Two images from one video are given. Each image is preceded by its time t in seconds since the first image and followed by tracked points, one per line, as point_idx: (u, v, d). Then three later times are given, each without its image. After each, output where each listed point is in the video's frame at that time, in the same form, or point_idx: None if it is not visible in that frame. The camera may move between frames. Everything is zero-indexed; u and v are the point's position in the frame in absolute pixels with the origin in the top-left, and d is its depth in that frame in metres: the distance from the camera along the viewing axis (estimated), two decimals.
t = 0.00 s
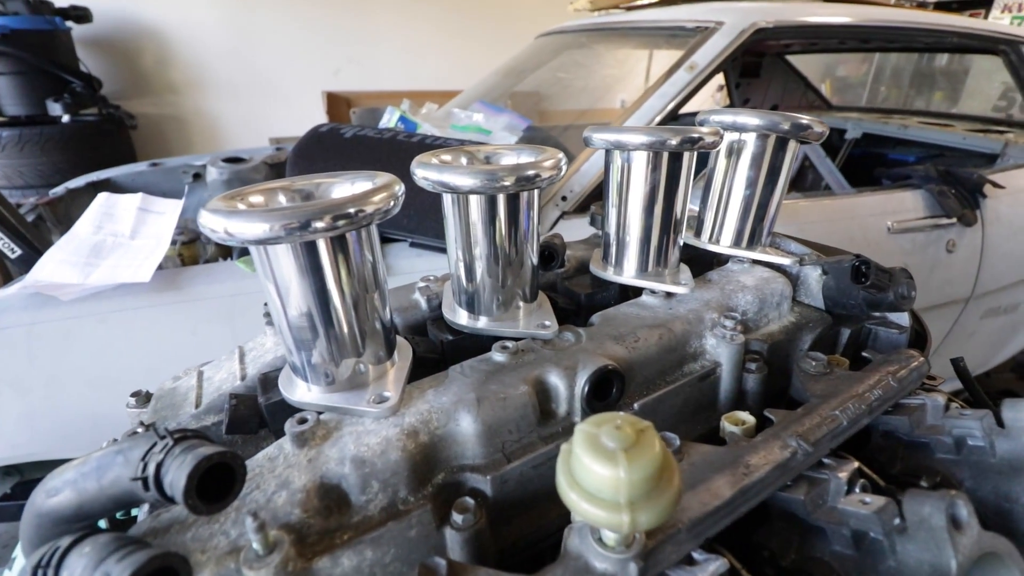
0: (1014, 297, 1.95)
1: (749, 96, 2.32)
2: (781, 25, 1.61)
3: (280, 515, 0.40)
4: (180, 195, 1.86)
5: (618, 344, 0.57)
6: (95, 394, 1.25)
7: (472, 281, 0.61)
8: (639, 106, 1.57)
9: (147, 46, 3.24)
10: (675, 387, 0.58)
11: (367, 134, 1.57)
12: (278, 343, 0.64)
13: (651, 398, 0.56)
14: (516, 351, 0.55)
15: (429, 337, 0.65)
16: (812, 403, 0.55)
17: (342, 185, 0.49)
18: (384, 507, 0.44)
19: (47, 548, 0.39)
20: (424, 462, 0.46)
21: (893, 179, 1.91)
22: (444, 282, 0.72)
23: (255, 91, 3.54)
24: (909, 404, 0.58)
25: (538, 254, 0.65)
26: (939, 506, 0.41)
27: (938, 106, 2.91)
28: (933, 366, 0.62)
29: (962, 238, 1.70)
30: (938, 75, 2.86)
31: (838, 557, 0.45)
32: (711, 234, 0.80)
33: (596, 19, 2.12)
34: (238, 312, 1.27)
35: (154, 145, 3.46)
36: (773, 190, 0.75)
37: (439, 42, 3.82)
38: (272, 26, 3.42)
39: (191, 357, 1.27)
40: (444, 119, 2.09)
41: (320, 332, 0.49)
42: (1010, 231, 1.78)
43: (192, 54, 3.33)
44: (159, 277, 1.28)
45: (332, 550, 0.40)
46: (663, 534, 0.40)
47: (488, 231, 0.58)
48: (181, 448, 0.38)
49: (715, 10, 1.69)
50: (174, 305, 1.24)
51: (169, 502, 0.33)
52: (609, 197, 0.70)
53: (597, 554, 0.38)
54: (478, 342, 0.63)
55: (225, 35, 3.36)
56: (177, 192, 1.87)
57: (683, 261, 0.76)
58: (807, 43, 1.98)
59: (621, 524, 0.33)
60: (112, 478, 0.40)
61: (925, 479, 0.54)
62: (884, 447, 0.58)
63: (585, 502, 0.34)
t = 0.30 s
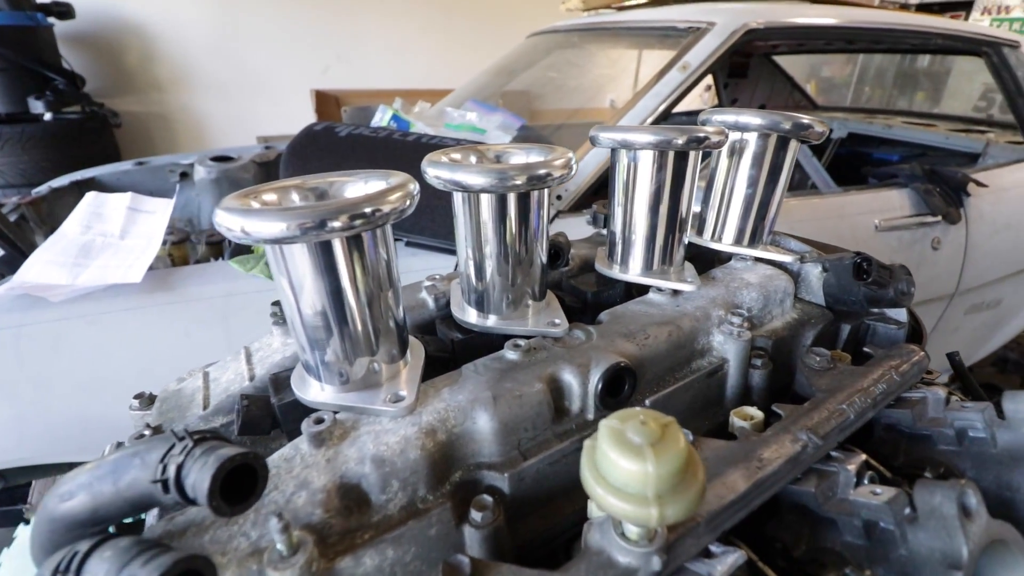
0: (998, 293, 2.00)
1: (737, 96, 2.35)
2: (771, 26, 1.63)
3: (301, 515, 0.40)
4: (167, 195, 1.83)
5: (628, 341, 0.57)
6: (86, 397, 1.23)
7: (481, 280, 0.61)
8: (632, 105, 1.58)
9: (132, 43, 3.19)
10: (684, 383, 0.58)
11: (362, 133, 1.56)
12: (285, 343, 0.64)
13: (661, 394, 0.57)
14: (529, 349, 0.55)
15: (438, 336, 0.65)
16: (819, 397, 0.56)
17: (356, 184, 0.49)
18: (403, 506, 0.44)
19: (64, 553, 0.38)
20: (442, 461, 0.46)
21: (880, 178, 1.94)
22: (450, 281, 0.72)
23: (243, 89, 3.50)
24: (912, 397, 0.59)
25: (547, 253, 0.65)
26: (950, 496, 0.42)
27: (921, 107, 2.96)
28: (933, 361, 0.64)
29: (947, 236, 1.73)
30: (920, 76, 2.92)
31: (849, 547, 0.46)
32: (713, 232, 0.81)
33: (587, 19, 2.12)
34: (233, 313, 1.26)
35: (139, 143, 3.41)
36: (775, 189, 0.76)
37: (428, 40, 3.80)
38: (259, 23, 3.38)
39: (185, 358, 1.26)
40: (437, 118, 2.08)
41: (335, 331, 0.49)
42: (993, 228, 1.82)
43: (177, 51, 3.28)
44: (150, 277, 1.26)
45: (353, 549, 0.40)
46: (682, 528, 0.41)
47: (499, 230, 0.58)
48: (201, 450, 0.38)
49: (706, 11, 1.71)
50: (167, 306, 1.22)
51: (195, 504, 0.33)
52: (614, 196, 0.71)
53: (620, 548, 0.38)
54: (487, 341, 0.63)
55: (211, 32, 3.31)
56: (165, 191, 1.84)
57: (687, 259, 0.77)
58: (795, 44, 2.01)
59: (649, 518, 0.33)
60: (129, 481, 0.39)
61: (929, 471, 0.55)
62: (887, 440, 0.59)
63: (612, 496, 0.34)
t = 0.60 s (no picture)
0: (937, 280, 2.11)
1: (693, 96, 2.48)
2: (729, 29, 1.70)
3: (328, 518, 0.40)
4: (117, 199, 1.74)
5: (629, 334, 0.59)
6: (45, 412, 1.17)
7: (483, 277, 0.62)
8: (600, 105, 1.61)
9: (71, 39, 3.01)
10: (683, 371, 0.61)
11: (333, 133, 1.53)
12: (283, 348, 0.62)
13: (662, 383, 0.59)
14: (535, 344, 0.56)
15: (439, 334, 0.65)
16: (807, 380, 0.59)
17: (362, 184, 0.49)
18: (426, 504, 0.44)
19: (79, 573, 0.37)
20: (461, 457, 0.46)
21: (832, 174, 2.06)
22: (446, 280, 0.72)
23: (194, 89, 3.35)
24: (889, 377, 0.64)
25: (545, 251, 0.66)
26: (939, 464, 0.46)
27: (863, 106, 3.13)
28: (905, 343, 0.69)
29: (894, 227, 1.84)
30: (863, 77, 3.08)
31: (845, 518, 0.49)
32: (696, 227, 0.85)
33: (552, 19, 2.15)
34: (200, 321, 1.21)
35: (82, 145, 3.22)
36: (753, 185, 0.79)
37: (388, 39, 3.75)
38: (210, 20, 3.25)
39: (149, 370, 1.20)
40: (404, 117, 2.06)
41: (346, 332, 0.48)
42: (936, 219, 1.94)
43: (120, 48, 3.11)
44: (110, 286, 1.18)
45: (382, 549, 0.40)
46: (699, 508, 0.43)
47: (500, 228, 0.59)
48: (226, 457, 0.37)
49: (668, 14, 1.76)
50: (128, 315, 1.16)
51: (231, 513, 0.32)
52: (605, 193, 0.72)
53: (645, 530, 0.40)
54: (490, 339, 0.64)
55: (158, 29, 3.16)
56: (115, 195, 1.74)
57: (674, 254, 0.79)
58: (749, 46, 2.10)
59: (679, 497, 0.35)
60: (146, 495, 0.38)
61: (908, 444, 0.59)
62: (867, 418, 0.63)
63: (642, 478, 0.36)
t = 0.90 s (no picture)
0: (870, 260, 2.24)
1: (640, 93, 2.61)
2: (677, 28, 1.78)
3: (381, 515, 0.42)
4: (49, 213, 1.61)
5: (634, 322, 0.63)
6: None
7: (490, 276, 0.64)
8: (560, 104, 1.65)
9: None
10: (684, 354, 0.65)
11: (297, 138, 1.44)
12: (293, 357, 0.61)
13: (667, 366, 0.63)
14: (549, 337, 0.59)
15: (449, 334, 0.67)
16: (793, 355, 0.65)
17: (382, 190, 0.50)
18: (468, 497, 0.46)
19: None
20: (496, 449, 0.48)
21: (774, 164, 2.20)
22: (447, 280, 0.74)
23: (125, 93, 3.17)
24: (860, 347, 0.70)
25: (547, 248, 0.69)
26: (920, 419, 0.52)
27: (794, 100, 3.22)
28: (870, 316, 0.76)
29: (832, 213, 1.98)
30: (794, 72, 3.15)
31: (841, 475, 0.55)
32: (675, 219, 0.90)
33: (504, 18, 2.16)
34: (165, 337, 1.15)
35: None
36: (727, 178, 0.85)
37: (332, 38, 3.65)
38: (139, 20, 3.07)
39: (112, 393, 1.12)
40: (362, 120, 2.03)
41: (373, 336, 0.49)
42: (871, 203, 2.09)
43: (39, 51, 2.90)
44: (62, 305, 1.13)
45: (434, 542, 0.42)
46: (720, 475, 0.47)
47: (507, 227, 0.61)
48: (282, 465, 0.37)
49: (619, 14, 1.81)
50: (84, 336, 1.09)
51: (306, 517, 0.33)
52: (596, 189, 0.76)
53: (678, 499, 0.44)
54: (499, 335, 0.66)
55: (81, 30, 2.96)
56: (46, 209, 1.61)
57: (660, 245, 0.84)
58: (692, 45, 2.20)
59: (717, 464, 0.39)
60: (198, 510, 0.38)
61: (882, 406, 0.66)
62: (844, 386, 0.70)
63: (680, 449, 0.39)
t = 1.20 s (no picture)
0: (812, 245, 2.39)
1: (591, 92, 2.69)
2: (627, 30, 1.85)
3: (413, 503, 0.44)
4: None
5: (624, 309, 0.67)
6: None
7: (486, 273, 0.66)
8: (521, 104, 1.69)
9: None
10: (669, 337, 0.70)
11: (257, 143, 1.35)
12: (296, 362, 0.62)
13: (655, 348, 0.68)
14: (547, 327, 0.62)
15: (448, 331, 0.69)
16: (766, 331, 0.71)
17: (388, 194, 0.52)
18: (490, 480, 0.49)
19: None
20: (512, 433, 0.51)
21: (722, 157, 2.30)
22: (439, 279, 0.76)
23: (54, 102, 2.99)
24: (822, 322, 0.78)
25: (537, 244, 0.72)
26: (883, 379, 0.58)
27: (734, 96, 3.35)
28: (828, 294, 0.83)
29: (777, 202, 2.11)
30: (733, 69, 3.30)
31: (817, 436, 0.61)
32: (648, 212, 0.95)
33: (458, 20, 2.17)
34: (128, 355, 1.10)
35: None
36: (693, 172, 0.91)
37: (276, 40, 3.54)
38: (64, 24, 2.88)
39: (74, 418, 1.07)
40: (320, 125, 2.00)
41: (387, 334, 0.51)
42: (812, 191, 2.24)
43: None
44: (10, 328, 1.03)
45: (464, 524, 0.44)
46: (716, 441, 0.52)
47: (501, 225, 0.64)
48: (322, 461, 0.38)
49: (571, 16, 1.86)
50: (38, 360, 1.02)
51: (357, 506, 0.34)
52: (576, 186, 0.80)
53: (683, 465, 0.48)
54: (497, 329, 0.69)
55: None
56: None
57: (636, 237, 0.89)
58: (639, 45, 2.28)
59: (719, 429, 0.43)
60: (239, 511, 0.39)
61: (845, 372, 0.73)
62: (809, 357, 0.77)
63: (685, 417, 0.43)
